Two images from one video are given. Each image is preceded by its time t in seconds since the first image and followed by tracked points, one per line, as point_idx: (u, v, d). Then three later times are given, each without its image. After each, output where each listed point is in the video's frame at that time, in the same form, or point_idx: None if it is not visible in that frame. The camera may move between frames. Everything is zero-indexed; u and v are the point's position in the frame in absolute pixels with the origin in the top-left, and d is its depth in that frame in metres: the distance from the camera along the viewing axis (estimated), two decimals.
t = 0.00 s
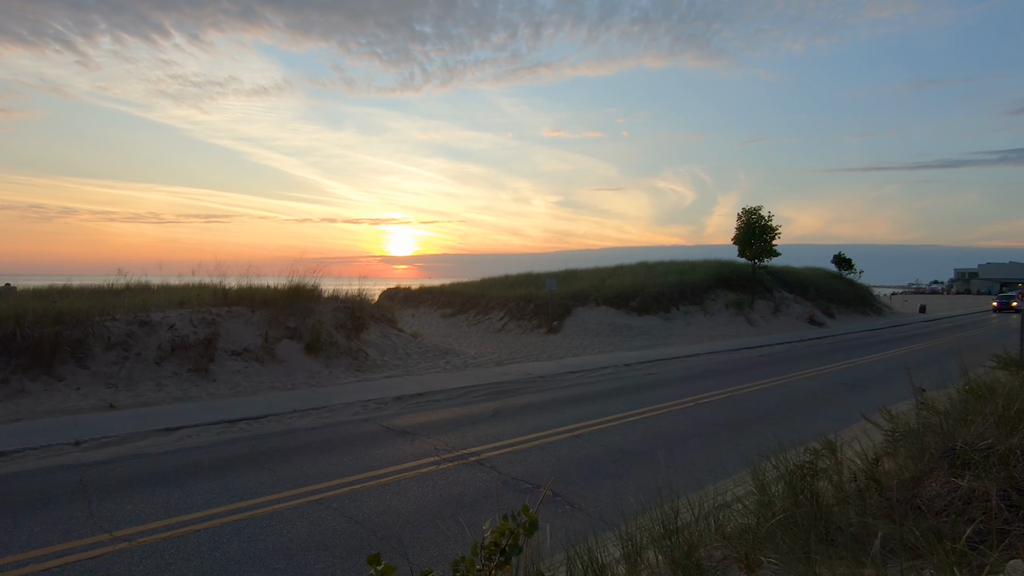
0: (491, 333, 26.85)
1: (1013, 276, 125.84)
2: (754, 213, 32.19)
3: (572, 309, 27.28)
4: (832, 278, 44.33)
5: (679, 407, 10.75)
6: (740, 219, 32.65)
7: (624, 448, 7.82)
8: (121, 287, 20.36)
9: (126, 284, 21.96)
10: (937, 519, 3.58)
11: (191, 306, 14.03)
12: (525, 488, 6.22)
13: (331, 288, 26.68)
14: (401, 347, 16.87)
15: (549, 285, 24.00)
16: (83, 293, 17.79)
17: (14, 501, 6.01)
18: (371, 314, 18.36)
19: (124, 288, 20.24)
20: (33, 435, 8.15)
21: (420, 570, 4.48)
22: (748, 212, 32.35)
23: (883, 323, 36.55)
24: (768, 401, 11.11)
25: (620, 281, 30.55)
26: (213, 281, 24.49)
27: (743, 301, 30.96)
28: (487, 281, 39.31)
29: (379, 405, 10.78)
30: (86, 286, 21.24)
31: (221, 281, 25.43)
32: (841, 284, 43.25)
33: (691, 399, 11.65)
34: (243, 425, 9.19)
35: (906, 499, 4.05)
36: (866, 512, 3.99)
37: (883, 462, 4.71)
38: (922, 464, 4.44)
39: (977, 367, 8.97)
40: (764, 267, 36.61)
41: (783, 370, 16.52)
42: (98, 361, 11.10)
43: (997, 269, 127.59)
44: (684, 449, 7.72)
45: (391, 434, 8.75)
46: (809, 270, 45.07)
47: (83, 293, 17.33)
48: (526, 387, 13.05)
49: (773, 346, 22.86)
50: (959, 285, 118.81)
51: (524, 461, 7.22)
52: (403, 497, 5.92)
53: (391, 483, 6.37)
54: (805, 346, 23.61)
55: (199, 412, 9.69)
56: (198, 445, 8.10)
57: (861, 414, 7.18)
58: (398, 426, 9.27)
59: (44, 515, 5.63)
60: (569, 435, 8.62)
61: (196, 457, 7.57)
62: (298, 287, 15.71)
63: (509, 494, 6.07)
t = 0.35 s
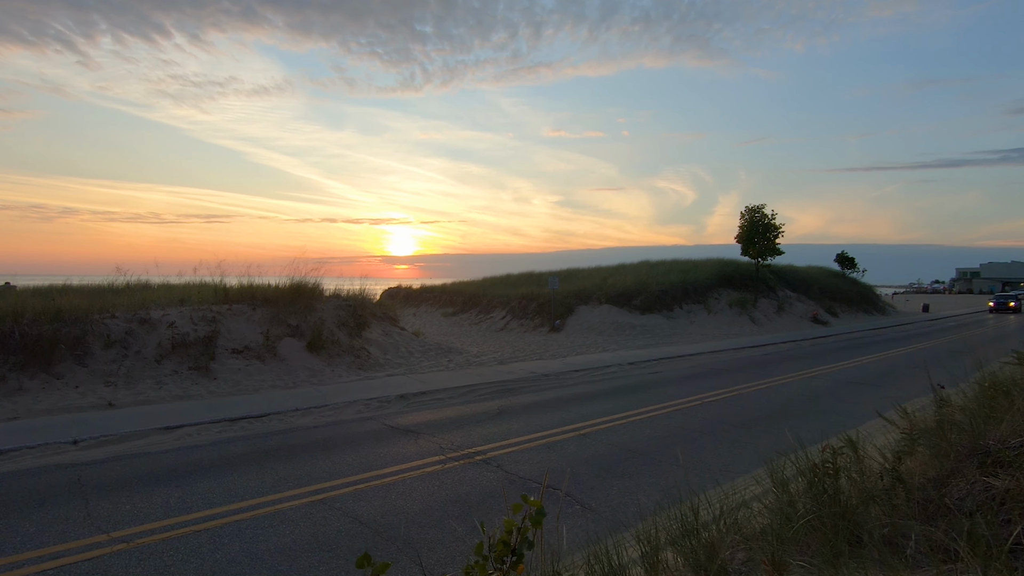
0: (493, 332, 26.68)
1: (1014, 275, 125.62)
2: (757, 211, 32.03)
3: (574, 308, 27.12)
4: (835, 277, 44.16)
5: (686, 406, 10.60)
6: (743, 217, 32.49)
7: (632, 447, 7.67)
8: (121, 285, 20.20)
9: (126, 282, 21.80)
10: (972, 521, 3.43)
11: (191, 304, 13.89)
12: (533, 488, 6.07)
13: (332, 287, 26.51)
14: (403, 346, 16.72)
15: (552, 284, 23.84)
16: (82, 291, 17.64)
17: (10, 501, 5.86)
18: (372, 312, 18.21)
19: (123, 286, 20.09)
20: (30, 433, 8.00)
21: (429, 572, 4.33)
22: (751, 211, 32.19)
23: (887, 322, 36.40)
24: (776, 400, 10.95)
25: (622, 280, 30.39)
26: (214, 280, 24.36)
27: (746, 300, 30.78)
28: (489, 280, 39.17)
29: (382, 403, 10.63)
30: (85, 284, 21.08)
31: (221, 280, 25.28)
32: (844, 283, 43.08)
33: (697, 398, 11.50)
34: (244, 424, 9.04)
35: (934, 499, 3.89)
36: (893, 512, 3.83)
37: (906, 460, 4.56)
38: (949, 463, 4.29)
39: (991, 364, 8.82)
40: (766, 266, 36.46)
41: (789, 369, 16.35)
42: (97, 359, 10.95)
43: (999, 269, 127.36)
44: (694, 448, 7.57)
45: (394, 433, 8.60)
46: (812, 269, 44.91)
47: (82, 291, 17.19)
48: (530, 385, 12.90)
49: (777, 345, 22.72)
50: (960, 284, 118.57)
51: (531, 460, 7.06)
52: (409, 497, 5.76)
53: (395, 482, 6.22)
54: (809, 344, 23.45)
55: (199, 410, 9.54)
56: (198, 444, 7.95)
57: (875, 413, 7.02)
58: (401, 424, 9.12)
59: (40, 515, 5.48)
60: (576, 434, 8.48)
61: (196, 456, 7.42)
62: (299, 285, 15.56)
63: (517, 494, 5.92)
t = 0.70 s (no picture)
0: (495, 331, 26.56)
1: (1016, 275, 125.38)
2: (760, 210, 31.89)
3: (576, 307, 27.01)
4: (837, 276, 44.02)
5: (693, 404, 10.47)
6: (746, 216, 32.34)
7: (641, 445, 7.55)
8: (122, 284, 20.09)
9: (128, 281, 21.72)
10: (1004, 519, 3.31)
11: (193, 302, 13.79)
12: (542, 487, 5.95)
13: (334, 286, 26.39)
14: (406, 344, 16.61)
15: (555, 283, 23.74)
16: (83, 289, 17.55)
17: (8, 500, 5.75)
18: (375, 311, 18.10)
19: (125, 285, 20.01)
20: (30, 431, 7.90)
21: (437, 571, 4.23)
22: (754, 210, 32.05)
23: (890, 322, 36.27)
24: (784, 398, 10.83)
25: (625, 279, 30.26)
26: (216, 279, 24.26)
27: (749, 299, 30.66)
28: (491, 280, 39.07)
29: (386, 402, 10.52)
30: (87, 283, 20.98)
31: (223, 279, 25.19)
32: (847, 282, 42.99)
33: (703, 396, 11.39)
34: (247, 422, 8.93)
35: (959, 497, 3.78)
36: (917, 510, 3.72)
37: (928, 457, 4.44)
38: (974, 461, 4.17)
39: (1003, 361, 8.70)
40: (770, 265, 36.33)
41: (794, 367, 16.24)
42: (98, 357, 10.84)
43: (1001, 268, 127.15)
44: (704, 446, 7.45)
45: (399, 431, 8.48)
46: (815, 269, 44.76)
47: (83, 290, 17.09)
48: (535, 384, 12.79)
49: (781, 344, 22.60)
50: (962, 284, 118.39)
51: (539, 458, 6.95)
52: (415, 496, 5.65)
53: (401, 480, 6.11)
54: (813, 343, 23.33)
55: (201, 409, 9.43)
56: (200, 442, 7.84)
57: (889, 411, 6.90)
58: (406, 423, 9.01)
59: (39, 513, 5.38)
60: (584, 432, 8.36)
61: (199, 455, 7.31)
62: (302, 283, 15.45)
63: (526, 492, 5.81)
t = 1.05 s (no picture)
0: (498, 330, 26.45)
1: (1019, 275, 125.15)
2: (764, 208, 31.70)
3: (580, 306, 26.90)
4: (841, 275, 43.87)
5: (701, 401, 10.36)
6: (750, 215, 32.15)
7: (653, 442, 7.43)
8: (123, 280, 19.99)
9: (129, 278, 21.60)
10: None
11: (195, 298, 13.68)
12: (555, 483, 5.83)
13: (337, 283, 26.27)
14: (410, 342, 16.50)
15: (558, 280, 23.61)
16: (85, 286, 17.44)
17: (11, 496, 5.64)
18: (378, 308, 17.99)
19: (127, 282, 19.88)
20: (33, 428, 7.78)
21: (453, 569, 4.11)
22: (757, 208, 31.86)
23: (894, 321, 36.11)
24: (794, 395, 10.71)
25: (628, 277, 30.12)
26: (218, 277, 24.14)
27: (753, 298, 30.52)
28: (493, 278, 38.95)
29: (391, 399, 10.40)
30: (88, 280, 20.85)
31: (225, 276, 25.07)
32: (850, 281, 42.84)
33: (712, 393, 11.26)
34: (252, 418, 8.81)
35: (994, 492, 3.66)
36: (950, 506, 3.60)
37: (956, 452, 4.31)
38: (1006, 456, 4.04)
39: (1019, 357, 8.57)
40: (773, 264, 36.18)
41: (801, 366, 16.11)
42: (100, 353, 10.73)
43: (1003, 268, 126.90)
44: (717, 443, 7.32)
45: (406, 428, 8.35)
46: (819, 268, 44.62)
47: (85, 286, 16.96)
48: (541, 381, 12.67)
49: (787, 342, 22.46)
50: (964, 283, 118.17)
51: (550, 454, 6.83)
52: (426, 492, 5.53)
53: (411, 477, 5.99)
54: (818, 341, 23.21)
55: (205, 405, 9.32)
56: (205, 438, 7.72)
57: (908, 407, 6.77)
58: (413, 419, 8.89)
59: (43, 510, 5.26)
60: (593, 429, 8.24)
61: (204, 451, 7.19)
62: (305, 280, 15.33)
63: (539, 489, 5.68)
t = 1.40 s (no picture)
0: (500, 329, 26.33)
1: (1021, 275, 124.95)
2: (766, 207, 31.55)
3: (583, 305, 26.78)
4: (844, 274, 43.73)
5: (708, 400, 10.24)
6: (753, 213, 31.99)
7: (663, 440, 7.31)
8: (124, 279, 19.90)
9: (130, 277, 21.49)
10: None
11: (197, 296, 13.58)
12: (564, 482, 5.72)
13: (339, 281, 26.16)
14: (413, 340, 16.38)
15: (561, 279, 23.51)
16: (86, 284, 17.36)
17: (10, 495, 5.53)
18: (381, 307, 17.89)
19: (127, 280, 19.77)
20: (33, 426, 7.67)
21: (462, 569, 3.99)
22: (760, 207, 31.71)
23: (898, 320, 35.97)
24: (802, 393, 10.59)
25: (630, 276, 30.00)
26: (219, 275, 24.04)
27: (757, 297, 30.39)
28: (495, 277, 38.83)
29: (396, 397, 10.29)
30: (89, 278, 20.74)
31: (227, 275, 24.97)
32: (854, 280, 42.71)
33: (719, 392, 11.15)
34: (254, 417, 8.69)
35: None
36: (978, 506, 3.48)
37: (980, 451, 4.19)
38: None
39: None
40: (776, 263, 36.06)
41: (807, 364, 15.99)
42: (101, 351, 10.62)
43: (1005, 268, 126.69)
44: (728, 443, 7.20)
45: (411, 426, 8.24)
46: (822, 266, 44.48)
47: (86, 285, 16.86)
48: (546, 380, 12.56)
49: (791, 341, 22.33)
50: (966, 283, 117.98)
51: (558, 453, 6.71)
52: (433, 491, 5.41)
53: (417, 475, 5.88)
54: (823, 340, 23.09)
55: (207, 403, 9.21)
56: (207, 437, 7.61)
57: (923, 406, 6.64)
58: (418, 418, 8.78)
59: (42, 509, 5.15)
60: (601, 427, 8.12)
61: (206, 449, 7.08)
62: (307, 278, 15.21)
63: (548, 488, 5.56)
